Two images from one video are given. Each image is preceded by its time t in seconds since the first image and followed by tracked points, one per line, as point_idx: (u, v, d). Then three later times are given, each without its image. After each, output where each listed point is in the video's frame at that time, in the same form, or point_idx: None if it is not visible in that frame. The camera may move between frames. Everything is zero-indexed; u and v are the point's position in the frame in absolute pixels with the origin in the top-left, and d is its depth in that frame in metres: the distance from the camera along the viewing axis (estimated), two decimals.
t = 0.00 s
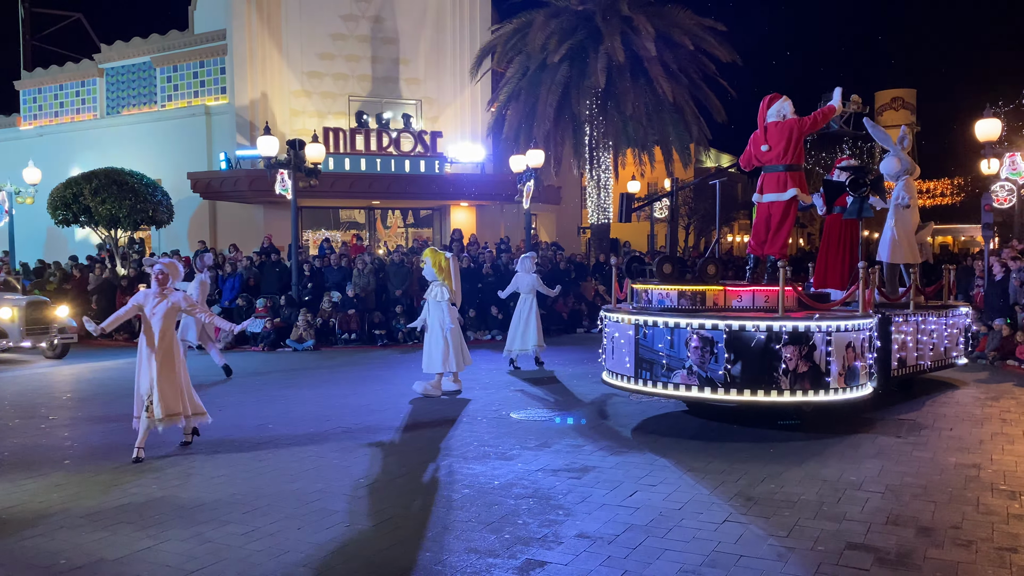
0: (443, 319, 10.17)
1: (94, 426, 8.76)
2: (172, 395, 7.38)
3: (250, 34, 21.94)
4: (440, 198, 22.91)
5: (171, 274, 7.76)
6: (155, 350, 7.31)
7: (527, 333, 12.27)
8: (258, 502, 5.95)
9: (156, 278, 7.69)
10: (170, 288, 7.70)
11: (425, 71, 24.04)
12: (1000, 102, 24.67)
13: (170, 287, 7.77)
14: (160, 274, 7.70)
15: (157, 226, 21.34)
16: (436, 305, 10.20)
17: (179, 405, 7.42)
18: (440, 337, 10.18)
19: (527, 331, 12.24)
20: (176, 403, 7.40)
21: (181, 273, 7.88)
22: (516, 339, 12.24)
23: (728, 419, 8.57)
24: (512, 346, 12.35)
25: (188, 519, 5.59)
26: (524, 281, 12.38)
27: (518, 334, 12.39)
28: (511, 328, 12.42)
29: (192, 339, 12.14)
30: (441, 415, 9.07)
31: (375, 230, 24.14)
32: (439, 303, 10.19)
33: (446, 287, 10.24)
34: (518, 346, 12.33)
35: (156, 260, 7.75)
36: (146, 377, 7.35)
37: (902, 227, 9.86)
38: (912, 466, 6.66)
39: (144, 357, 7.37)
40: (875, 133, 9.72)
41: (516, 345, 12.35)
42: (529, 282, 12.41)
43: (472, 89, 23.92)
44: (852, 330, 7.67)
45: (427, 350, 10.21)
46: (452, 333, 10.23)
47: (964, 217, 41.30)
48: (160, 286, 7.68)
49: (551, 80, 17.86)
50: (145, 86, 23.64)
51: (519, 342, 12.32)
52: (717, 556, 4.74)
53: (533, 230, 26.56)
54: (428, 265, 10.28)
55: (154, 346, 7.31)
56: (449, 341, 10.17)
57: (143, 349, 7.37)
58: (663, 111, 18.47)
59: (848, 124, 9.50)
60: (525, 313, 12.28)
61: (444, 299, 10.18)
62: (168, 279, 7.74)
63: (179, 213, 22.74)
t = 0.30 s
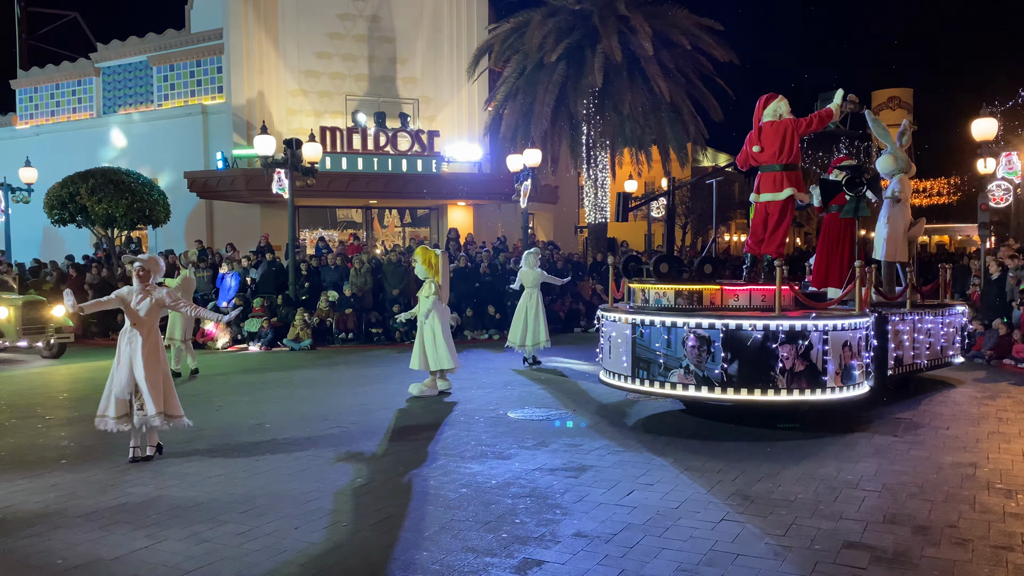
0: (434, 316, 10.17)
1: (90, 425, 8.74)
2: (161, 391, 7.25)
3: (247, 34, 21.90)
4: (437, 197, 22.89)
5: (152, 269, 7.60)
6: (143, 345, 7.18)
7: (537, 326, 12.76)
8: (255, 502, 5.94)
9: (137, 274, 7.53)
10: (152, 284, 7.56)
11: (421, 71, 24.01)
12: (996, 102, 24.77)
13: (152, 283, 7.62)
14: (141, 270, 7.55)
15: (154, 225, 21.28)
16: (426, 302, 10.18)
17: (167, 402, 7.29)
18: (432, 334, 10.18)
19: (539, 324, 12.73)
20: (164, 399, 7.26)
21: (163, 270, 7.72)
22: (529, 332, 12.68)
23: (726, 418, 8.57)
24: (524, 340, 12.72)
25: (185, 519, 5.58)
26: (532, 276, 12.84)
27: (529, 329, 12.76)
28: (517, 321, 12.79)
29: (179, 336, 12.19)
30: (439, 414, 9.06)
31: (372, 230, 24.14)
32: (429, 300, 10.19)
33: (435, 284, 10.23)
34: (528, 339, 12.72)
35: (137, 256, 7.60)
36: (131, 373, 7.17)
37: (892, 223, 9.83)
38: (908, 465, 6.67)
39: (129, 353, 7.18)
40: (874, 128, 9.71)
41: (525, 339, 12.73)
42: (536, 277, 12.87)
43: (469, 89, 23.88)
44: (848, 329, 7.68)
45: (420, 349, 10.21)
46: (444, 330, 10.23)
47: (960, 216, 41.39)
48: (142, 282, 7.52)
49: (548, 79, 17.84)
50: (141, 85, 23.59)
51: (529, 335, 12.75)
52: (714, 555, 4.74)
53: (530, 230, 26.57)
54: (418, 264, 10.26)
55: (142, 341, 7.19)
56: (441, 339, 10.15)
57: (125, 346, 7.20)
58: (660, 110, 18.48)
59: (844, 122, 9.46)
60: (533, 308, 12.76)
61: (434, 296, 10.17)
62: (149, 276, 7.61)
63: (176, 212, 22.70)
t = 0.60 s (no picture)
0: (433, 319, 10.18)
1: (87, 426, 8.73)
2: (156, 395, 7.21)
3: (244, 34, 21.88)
4: (435, 197, 22.86)
5: (139, 271, 7.53)
6: (137, 349, 7.15)
7: (543, 326, 12.97)
8: (252, 502, 5.93)
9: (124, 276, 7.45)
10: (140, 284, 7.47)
11: (418, 71, 24.03)
12: (992, 101, 24.86)
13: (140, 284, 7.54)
14: (129, 271, 7.47)
15: (151, 226, 21.26)
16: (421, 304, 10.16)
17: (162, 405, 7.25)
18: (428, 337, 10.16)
19: (545, 325, 12.92)
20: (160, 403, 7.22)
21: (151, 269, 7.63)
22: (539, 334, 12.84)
23: (723, 417, 8.58)
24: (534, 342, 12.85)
25: (183, 519, 5.57)
26: (536, 277, 12.88)
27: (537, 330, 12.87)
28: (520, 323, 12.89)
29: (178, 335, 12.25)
30: (436, 414, 9.07)
31: (370, 230, 24.14)
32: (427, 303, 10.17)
33: (432, 286, 10.20)
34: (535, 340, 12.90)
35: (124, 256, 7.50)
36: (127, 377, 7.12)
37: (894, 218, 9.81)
38: (905, 465, 6.69)
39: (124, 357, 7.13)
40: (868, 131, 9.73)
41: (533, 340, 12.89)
42: (540, 278, 12.96)
43: (467, 89, 23.89)
44: (846, 328, 7.69)
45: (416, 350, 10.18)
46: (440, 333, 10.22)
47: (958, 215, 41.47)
48: (129, 284, 7.44)
49: (545, 79, 17.84)
50: (138, 85, 23.57)
51: (536, 336, 12.89)
52: (712, 554, 4.75)
53: (528, 230, 26.59)
54: (414, 265, 10.19)
55: (135, 343, 7.17)
56: (437, 341, 10.13)
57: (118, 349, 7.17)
58: (657, 110, 18.50)
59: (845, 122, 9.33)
60: (538, 309, 12.89)
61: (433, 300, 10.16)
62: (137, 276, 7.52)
63: (172, 213, 22.68)
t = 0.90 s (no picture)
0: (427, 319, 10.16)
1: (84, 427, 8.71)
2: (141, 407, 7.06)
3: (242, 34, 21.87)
4: (434, 198, 22.82)
5: (120, 280, 7.20)
6: (119, 364, 6.90)
7: (545, 326, 13.15)
8: (250, 503, 5.92)
9: (105, 284, 7.14)
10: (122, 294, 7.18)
11: (416, 71, 24.02)
12: (989, 101, 24.92)
13: (122, 291, 7.24)
14: (108, 280, 7.13)
15: (149, 226, 21.21)
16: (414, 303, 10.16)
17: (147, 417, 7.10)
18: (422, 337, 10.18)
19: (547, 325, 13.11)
20: (144, 415, 7.05)
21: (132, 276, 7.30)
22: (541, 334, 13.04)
23: (721, 417, 8.58)
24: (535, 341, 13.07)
25: (180, 520, 5.56)
26: (540, 278, 13.09)
27: (539, 331, 13.08)
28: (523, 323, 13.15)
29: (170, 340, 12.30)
30: (434, 415, 9.06)
31: (368, 230, 24.10)
32: (422, 302, 10.15)
33: (426, 286, 10.18)
34: (538, 340, 13.12)
35: (103, 265, 7.13)
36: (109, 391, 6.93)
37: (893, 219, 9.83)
38: (903, 464, 6.70)
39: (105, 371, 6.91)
40: (871, 129, 9.68)
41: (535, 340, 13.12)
42: (545, 280, 13.16)
43: (465, 89, 23.89)
44: (843, 328, 7.70)
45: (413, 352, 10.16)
46: (433, 333, 10.22)
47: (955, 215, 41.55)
48: (109, 293, 7.15)
49: (542, 79, 17.84)
50: (135, 85, 23.54)
51: (539, 336, 13.10)
52: (709, 554, 4.75)
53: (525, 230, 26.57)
54: (409, 265, 10.24)
55: (116, 358, 6.90)
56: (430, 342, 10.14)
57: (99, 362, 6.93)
58: (655, 110, 18.49)
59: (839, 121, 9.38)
60: (541, 310, 13.10)
61: (427, 299, 10.15)
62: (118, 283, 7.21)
63: (170, 213, 22.67)
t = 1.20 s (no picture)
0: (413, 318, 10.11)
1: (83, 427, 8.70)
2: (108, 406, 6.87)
3: (241, 35, 21.89)
4: (432, 197, 22.81)
5: (96, 274, 7.15)
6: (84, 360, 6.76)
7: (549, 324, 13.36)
8: (248, 504, 5.93)
9: (82, 279, 7.12)
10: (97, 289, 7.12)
11: (414, 71, 24.00)
12: (987, 101, 24.96)
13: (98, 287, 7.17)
14: (84, 274, 7.10)
15: (147, 227, 21.19)
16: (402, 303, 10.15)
17: (115, 419, 6.90)
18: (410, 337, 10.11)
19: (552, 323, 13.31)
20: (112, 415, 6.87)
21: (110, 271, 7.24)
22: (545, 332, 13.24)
23: (719, 417, 8.59)
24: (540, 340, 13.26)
25: (179, 521, 5.56)
26: (542, 277, 13.31)
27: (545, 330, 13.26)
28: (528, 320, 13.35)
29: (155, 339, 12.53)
30: (432, 415, 9.06)
31: (366, 230, 24.10)
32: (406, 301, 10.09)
33: (418, 287, 10.17)
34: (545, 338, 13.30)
35: (82, 257, 7.09)
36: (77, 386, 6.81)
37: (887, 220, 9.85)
38: (901, 464, 6.71)
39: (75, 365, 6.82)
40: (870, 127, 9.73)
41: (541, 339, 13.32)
42: (547, 278, 13.37)
43: (462, 89, 23.88)
44: (841, 328, 7.70)
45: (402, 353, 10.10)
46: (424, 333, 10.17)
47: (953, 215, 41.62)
48: (85, 288, 7.14)
49: (541, 80, 17.85)
50: (134, 86, 23.52)
51: (544, 335, 13.29)
52: (707, 554, 4.75)
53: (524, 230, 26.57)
54: (402, 266, 10.24)
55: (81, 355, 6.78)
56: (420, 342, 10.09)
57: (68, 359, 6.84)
58: (653, 110, 18.49)
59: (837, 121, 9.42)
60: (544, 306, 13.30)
61: (411, 297, 10.08)
62: (94, 278, 7.15)
63: (168, 214, 22.66)
